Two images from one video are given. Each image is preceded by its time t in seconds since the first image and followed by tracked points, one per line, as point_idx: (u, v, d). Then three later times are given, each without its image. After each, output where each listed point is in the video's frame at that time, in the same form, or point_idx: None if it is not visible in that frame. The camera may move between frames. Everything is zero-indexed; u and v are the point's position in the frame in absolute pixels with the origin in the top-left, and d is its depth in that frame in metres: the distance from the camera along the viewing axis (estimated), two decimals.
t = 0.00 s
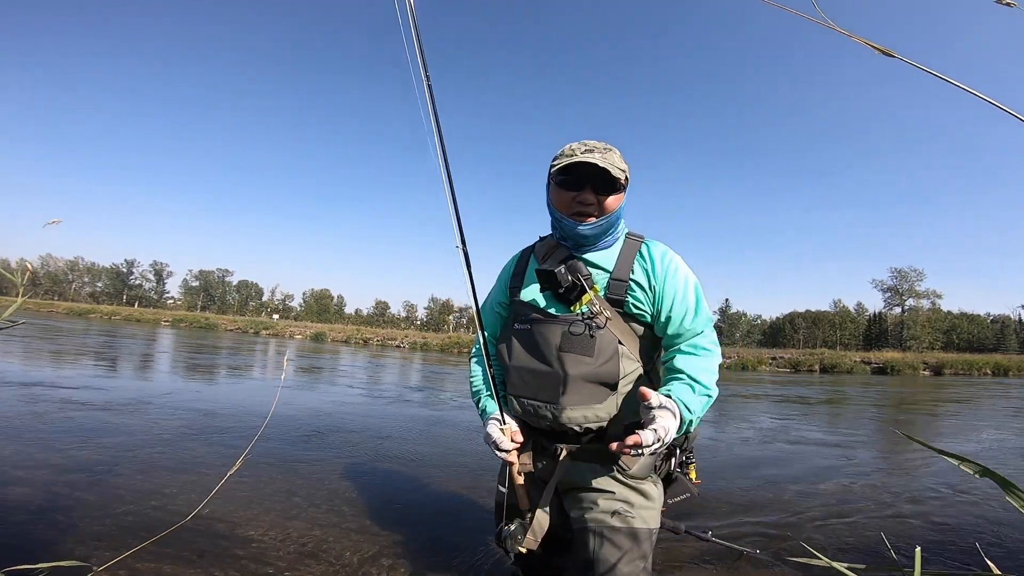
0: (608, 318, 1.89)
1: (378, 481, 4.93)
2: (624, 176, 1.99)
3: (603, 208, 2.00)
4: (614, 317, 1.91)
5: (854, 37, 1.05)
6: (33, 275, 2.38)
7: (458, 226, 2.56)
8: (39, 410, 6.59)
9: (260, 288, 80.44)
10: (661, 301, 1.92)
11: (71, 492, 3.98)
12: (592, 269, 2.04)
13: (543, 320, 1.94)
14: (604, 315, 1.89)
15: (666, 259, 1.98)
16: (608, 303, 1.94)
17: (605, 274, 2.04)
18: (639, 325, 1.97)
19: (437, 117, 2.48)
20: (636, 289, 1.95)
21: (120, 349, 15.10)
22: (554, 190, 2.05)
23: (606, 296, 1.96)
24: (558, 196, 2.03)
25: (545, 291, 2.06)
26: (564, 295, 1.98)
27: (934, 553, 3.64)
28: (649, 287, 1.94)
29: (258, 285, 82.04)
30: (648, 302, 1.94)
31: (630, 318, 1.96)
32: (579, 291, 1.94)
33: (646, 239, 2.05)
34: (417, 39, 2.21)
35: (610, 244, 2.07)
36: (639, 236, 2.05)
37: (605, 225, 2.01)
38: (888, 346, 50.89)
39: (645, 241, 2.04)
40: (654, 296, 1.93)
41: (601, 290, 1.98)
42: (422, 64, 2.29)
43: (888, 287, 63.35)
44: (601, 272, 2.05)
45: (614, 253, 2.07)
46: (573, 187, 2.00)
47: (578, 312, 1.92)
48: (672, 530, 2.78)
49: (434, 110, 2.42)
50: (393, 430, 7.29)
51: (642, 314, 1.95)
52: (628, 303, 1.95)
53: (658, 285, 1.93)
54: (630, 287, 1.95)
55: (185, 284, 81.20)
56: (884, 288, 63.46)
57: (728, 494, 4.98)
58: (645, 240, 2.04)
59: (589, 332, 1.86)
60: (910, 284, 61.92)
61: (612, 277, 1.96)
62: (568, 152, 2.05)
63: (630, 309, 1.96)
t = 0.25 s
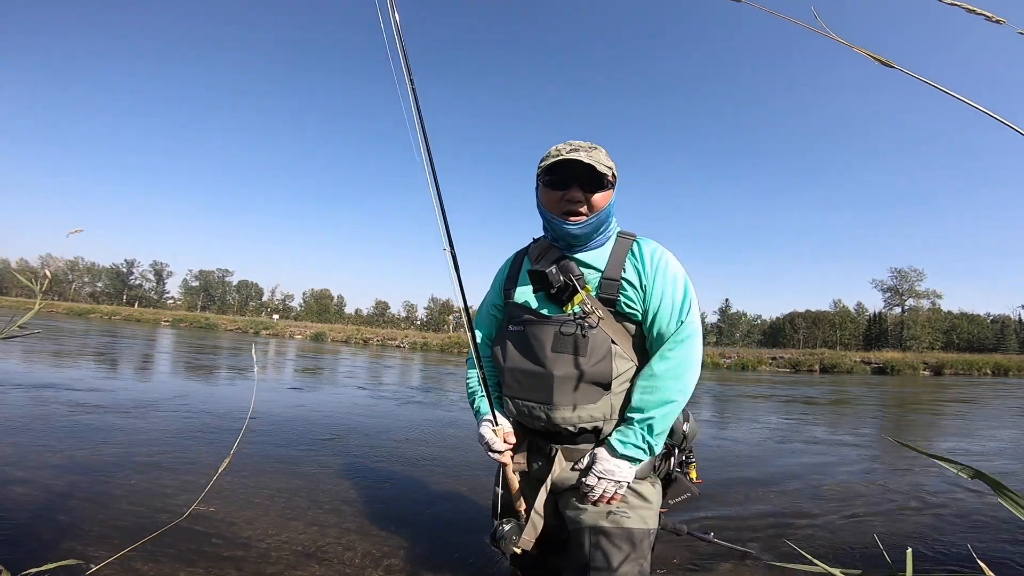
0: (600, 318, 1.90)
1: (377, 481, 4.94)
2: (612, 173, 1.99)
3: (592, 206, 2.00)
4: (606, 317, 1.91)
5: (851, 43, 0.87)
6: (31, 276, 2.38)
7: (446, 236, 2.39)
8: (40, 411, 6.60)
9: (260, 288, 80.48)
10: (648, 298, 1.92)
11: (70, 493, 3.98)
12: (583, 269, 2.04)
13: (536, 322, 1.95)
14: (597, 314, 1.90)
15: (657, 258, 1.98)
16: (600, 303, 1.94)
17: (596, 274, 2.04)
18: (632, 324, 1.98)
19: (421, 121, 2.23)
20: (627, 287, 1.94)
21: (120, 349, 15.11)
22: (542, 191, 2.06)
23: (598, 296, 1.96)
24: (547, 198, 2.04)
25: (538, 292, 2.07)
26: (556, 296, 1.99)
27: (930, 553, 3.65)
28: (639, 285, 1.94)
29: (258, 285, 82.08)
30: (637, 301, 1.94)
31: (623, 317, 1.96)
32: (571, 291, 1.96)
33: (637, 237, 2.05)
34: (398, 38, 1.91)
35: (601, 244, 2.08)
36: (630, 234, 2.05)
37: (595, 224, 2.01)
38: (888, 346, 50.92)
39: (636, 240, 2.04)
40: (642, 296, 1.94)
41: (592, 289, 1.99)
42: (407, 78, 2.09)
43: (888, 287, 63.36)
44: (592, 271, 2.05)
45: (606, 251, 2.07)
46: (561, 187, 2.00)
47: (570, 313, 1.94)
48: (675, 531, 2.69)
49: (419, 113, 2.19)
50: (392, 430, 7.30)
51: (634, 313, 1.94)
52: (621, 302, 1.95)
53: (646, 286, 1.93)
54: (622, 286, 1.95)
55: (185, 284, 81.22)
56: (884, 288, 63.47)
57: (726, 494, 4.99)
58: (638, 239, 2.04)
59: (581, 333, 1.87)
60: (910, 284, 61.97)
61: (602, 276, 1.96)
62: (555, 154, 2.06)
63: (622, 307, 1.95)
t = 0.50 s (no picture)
0: (596, 318, 1.90)
1: (376, 481, 4.94)
2: (606, 172, 2.01)
3: (589, 205, 2.02)
4: (602, 317, 1.91)
5: (850, 62, 1.05)
6: (31, 277, 2.38)
7: (439, 238, 2.31)
8: (41, 411, 6.61)
9: (261, 288, 80.50)
10: (645, 298, 1.92)
11: (70, 493, 3.99)
12: (580, 269, 2.04)
13: (532, 321, 1.96)
14: (592, 314, 1.91)
15: (651, 256, 1.96)
16: (596, 303, 1.94)
17: (593, 273, 2.04)
18: (628, 324, 1.98)
19: (413, 122, 2.15)
20: (623, 287, 1.94)
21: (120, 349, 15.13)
22: (538, 193, 2.07)
23: (594, 296, 1.97)
24: (544, 199, 2.05)
25: (534, 292, 2.08)
26: (553, 296, 1.99)
27: (929, 553, 3.66)
28: (634, 285, 1.94)
29: (258, 285, 82.11)
30: (632, 301, 1.94)
31: (619, 317, 1.96)
32: (567, 291, 1.96)
33: (633, 238, 2.05)
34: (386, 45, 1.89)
35: (597, 244, 2.08)
36: (626, 235, 2.05)
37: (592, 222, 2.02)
38: (888, 346, 50.94)
39: (632, 241, 2.05)
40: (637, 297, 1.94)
41: (589, 289, 1.99)
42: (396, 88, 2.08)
43: (888, 287, 63.39)
44: (589, 271, 2.05)
45: (602, 251, 2.08)
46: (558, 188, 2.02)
47: (566, 312, 1.94)
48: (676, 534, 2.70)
49: (410, 117, 2.11)
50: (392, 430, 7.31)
51: (629, 312, 1.94)
52: (617, 302, 1.95)
53: (641, 287, 1.93)
54: (617, 286, 1.95)
55: (185, 284, 81.24)
56: (884, 288, 63.49)
57: (726, 494, 5.00)
58: (633, 240, 2.04)
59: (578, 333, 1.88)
60: (910, 284, 61.99)
61: (599, 276, 1.97)
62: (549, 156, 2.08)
63: (617, 307, 1.95)
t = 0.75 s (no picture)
0: (589, 318, 1.88)
1: (376, 481, 4.94)
2: (586, 164, 2.00)
3: (568, 197, 2.01)
4: (595, 316, 1.89)
5: (839, 50, 1.05)
6: (30, 277, 2.37)
7: (417, 245, 2.76)
8: (41, 411, 6.61)
9: (261, 288, 80.48)
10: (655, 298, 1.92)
11: (70, 492, 3.98)
12: (574, 268, 2.04)
13: (525, 322, 1.96)
14: (585, 314, 1.89)
15: (649, 256, 1.94)
16: (589, 303, 1.92)
17: (588, 273, 2.04)
18: (627, 324, 1.97)
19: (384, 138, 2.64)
20: (620, 289, 1.94)
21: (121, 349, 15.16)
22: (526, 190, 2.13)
23: (588, 296, 1.96)
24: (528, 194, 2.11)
25: (530, 292, 2.07)
26: (547, 295, 1.99)
27: (931, 552, 3.65)
28: (636, 288, 1.93)
29: (258, 285, 82.08)
30: (634, 304, 1.95)
31: (613, 317, 1.95)
32: (561, 291, 1.95)
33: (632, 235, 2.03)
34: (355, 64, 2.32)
35: (579, 238, 2.07)
36: (624, 232, 2.03)
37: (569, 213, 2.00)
38: (888, 346, 50.92)
39: (631, 237, 2.02)
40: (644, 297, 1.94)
41: (583, 289, 1.97)
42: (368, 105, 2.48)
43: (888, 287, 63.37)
44: (584, 271, 2.04)
45: (597, 251, 2.06)
46: (539, 182, 2.06)
47: (559, 313, 1.93)
48: (680, 536, 2.72)
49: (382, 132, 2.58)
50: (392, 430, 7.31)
51: (622, 312, 1.94)
52: (610, 302, 1.94)
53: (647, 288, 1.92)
54: (613, 287, 1.94)
55: (185, 284, 81.23)
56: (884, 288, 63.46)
57: (726, 494, 4.99)
58: (630, 237, 2.01)
59: (570, 332, 1.87)
60: (910, 284, 61.97)
61: (594, 276, 1.96)
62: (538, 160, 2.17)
63: (612, 307, 1.95)
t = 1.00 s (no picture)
0: (586, 318, 1.89)
1: (375, 481, 4.94)
2: (557, 159, 2.02)
3: (543, 193, 2.05)
4: (592, 316, 1.90)
5: (834, 47, 0.92)
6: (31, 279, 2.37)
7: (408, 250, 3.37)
8: (41, 411, 6.61)
9: (261, 288, 80.46)
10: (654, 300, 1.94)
11: (69, 493, 3.98)
12: (573, 268, 2.05)
13: (523, 321, 1.97)
14: (583, 314, 1.89)
15: (656, 259, 1.94)
16: (587, 303, 1.93)
17: (587, 273, 2.04)
18: (626, 325, 1.97)
19: (380, 169, 3.34)
20: (618, 288, 1.94)
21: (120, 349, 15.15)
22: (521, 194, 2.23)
23: (586, 296, 1.96)
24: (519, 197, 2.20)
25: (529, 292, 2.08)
26: (545, 295, 2.00)
27: (932, 553, 3.65)
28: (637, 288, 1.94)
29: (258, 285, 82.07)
30: (636, 306, 1.95)
31: (611, 317, 1.95)
32: (559, 291, 1.96)
33: (632, 234, 2.03)
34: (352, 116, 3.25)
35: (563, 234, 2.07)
36: (624, 231, 2.04)
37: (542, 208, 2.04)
38: (888, 345, 50.91)
39: (631, 236, 2.03)
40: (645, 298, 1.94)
41: (581, 289, 1.98)
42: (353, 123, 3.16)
43: (888, 287, 63.34)
44: (583, 271, 2.05)
45: (596, 251, 2.07)
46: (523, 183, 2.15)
47: (556, 313, 1.94)
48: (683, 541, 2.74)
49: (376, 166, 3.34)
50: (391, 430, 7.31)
51: (618, 311, 1.95)
52: (608, 302, 1.95)
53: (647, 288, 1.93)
54: (613, 286, 1.95)
55: (185, 283, 81.22)
56: (884, 288, 63.42)
57: (725, 494, 4.99)
58: (632, 236, 2.02)
59: (565, 333, 1.87)
60: (910, 284, 61.95)
61: (592, 276, 1.97)
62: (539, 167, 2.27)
63: (609, 307, 1.95)
